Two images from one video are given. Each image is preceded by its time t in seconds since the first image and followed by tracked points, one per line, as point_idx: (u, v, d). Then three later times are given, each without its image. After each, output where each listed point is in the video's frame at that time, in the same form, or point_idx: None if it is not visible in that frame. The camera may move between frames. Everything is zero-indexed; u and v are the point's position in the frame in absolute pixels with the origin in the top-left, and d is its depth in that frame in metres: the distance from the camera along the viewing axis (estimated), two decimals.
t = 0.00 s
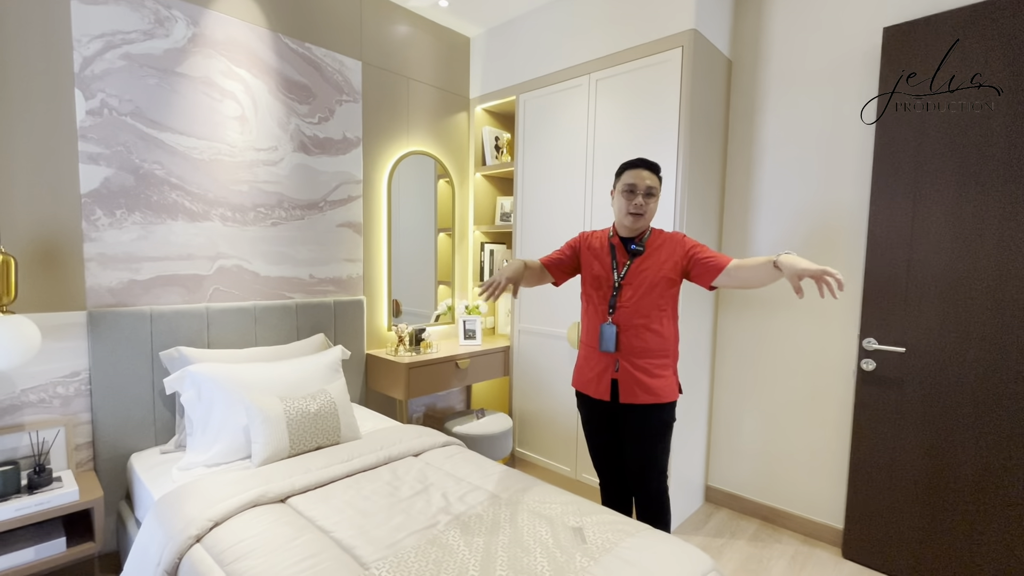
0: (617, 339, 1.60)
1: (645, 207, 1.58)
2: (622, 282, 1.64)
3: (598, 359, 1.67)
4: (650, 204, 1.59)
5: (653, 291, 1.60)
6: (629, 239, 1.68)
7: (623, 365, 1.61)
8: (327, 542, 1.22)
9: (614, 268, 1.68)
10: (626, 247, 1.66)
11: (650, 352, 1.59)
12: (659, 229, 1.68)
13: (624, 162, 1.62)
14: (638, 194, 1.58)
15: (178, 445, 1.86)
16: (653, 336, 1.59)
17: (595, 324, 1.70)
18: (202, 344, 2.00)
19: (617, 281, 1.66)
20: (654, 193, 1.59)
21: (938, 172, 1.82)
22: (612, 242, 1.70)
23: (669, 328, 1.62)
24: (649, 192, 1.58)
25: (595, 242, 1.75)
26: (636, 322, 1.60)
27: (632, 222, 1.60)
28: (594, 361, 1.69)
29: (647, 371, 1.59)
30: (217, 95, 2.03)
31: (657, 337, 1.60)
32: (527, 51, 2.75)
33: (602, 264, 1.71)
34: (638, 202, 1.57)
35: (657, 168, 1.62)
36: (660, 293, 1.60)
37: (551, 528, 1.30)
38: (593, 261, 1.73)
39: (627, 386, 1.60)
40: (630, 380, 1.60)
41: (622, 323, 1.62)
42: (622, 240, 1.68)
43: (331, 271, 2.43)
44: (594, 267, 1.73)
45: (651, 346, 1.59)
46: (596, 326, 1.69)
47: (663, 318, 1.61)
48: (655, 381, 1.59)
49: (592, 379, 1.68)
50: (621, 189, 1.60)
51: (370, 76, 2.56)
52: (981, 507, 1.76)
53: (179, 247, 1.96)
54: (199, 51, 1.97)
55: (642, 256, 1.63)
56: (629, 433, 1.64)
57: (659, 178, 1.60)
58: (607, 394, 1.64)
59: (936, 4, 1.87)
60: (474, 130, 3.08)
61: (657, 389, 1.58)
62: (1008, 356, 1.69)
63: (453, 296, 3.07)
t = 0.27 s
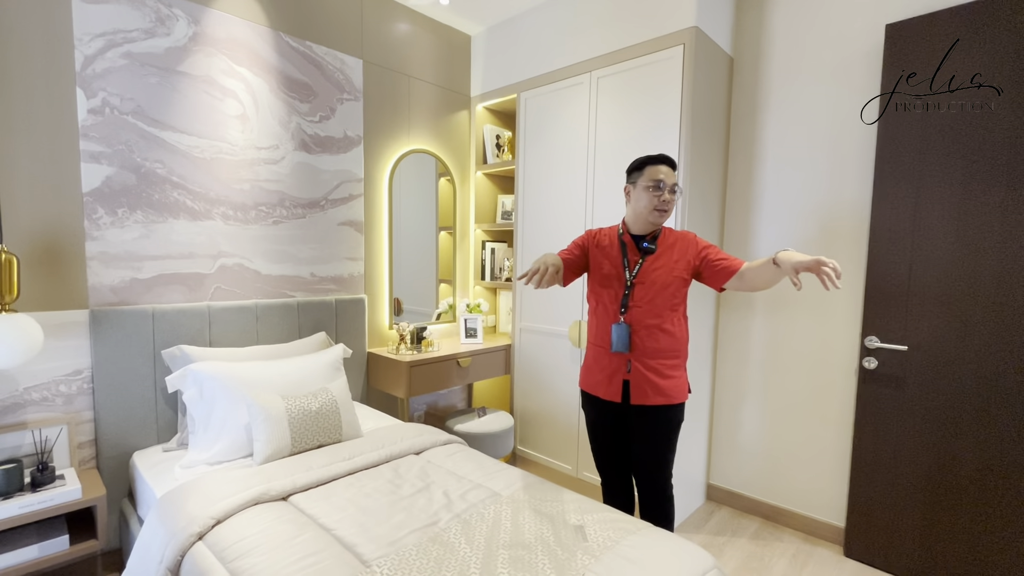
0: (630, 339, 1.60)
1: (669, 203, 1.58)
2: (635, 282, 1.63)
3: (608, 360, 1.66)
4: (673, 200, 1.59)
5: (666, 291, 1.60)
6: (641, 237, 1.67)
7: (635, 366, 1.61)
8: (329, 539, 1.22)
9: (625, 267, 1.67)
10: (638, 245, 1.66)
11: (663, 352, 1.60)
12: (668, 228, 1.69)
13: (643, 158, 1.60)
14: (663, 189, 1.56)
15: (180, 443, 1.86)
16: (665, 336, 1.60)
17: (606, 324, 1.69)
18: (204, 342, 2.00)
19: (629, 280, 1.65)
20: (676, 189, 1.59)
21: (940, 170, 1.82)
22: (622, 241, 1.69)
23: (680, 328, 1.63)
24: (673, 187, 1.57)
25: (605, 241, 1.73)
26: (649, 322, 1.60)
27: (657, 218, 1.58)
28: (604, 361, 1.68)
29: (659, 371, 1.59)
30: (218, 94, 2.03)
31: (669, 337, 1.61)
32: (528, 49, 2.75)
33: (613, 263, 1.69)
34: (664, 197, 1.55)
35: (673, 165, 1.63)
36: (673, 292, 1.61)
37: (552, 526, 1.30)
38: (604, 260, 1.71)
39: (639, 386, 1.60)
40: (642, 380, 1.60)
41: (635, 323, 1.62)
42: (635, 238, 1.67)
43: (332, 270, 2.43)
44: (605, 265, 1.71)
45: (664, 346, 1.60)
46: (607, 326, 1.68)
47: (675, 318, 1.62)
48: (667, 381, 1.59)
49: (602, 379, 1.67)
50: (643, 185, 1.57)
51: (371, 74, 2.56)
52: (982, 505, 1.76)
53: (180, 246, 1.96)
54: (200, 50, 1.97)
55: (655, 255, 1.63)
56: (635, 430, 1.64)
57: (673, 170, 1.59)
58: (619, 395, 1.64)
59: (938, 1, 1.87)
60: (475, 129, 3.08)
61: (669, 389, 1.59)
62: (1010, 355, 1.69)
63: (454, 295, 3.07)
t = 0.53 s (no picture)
0: (647, 340, 1.59)
1: (683, 200, 1.57)
2: (650, 281, 1.62)
3: (622, 362, 1.64)
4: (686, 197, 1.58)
5: (680, 291, 1.63)
6: (653, 236, 1.66)
7: (650, 367, 1.61)
8: (330, 538, 1.23)
9: (639, 267, 1.65)
10: (651, 245, 1.65)
11: (678, 351, 1.62)
12: (676, 228, 1.71)
13: (654, 156, 1.59)
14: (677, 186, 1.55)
15: (182, 442, 1.87)
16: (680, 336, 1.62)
17: (620, 325, 1.66)
18: (205, 342, 2.00)
19: (644, 280, 1.63)
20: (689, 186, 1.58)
21: (941, 168, 1.82)
22: (635, 240, 1.67)
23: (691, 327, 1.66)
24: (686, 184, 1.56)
25: (617, 241, 1.70)
26: (666, 322, 1.61)
27: (672, 216, 1.57)
28: (617, 363, 1.65)
29: (674, 370, 1.61)
30: (218, 93, 2.03)
31: (683, 337, 1.63)
32: (528, 47, 2.75)
33: (627, 263, 1.67)
34: (679, 195, 1.55)
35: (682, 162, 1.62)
36: (687, 293, 1.64)
37: (552, 524, 1.30)
38: (617, 260, 1.68)
39: (655, 387, 1.60)
40: (658, 381, 1.60)
41: (652, 324, 1.61)
42: (646, 237, 1.66)
43: (333, 269, 2.43)
44: (619, 265, 1.68)
45: (679, 345, 1.61)
46: (620, 327, 1.66)
47: (688, 317, 1.65)
48: (681, 380, 1.62)
49: (616, 382, 1.65)
50: (656, 183, 1.55)
51: (371, 73, 2.55)
52: (982, 505, 1.76)
53: (181, 245, 1.96)
54: (200, 49, 1.97)
55: (667, 254, 1.64)
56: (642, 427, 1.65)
57: (683, 167, 1.59)
58: (634, 397, 1.62)
59: None
60: (475, 127, 3.08)
61: (683, 388, 1.61)
62: (1010, 353, 1.69)
63: (455, 294, 3.08)
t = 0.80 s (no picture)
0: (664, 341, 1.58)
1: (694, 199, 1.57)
2: (664, 281, 1.61)
3: (636, 364, 1.61)
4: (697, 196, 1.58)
5: (691, 290, 1.64)
6: (663, 236, 1.65)
7: (664, 367, 1.60)
8: (330, 538, 1.23)
9: (652, 266, 1.63)
10: (662, 244, 1.63)
11: (690, 351, 1.63)
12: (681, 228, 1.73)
13: (663, 155, 1.57)
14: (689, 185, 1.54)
15: (181, 441, 1.87)
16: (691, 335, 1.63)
17: (633, 325, 1.61)
18: (204, 341, 2.00)
19: (657, 280, 1.61)
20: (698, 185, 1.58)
21: (940, 167, 1.82)
22: (645, 239, 1.64)
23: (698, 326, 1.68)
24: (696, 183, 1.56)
25: (627, 240, 1.67)
26: (679, 322, 1.61)
27: (684, 216, 1.56)
28: (630, 365, 1.62)
29: (686, 369, 1.62)
30: (217, 92, 2.02)
31: (694, 336, 1.64)
32: (527, 46, 2.74)
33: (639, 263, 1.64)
34: (691, 194, 1.54)
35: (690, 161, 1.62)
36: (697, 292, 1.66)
37: (552, 523, 1.30)
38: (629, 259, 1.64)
39: (669, 387, 1.59)
40: (672, 381, 1.60)
41: (667, 324, 1.60)
42: (657, 237, 1.65)
43: (332, 268, 2.43)
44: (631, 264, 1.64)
45: (691, 345, 1.62)
46: (633, 328, 1.62)
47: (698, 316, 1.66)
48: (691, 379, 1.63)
49: (629, 384, 1.62)
50: (668, 182, 1.54)
51: (370, 72, 2.55)
52: (981, 503, 1.76)
53: (179, 244, 1.96)
54: (198, 48, 1.97)
55: (677, 254, 1.64)
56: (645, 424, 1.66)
57: (693, 166, 1.58)
58: (648, 398, 1.60)
59: None
60: (474, 126, 3.07)
61: (694, 387, 1.62)
62: (1009, 352, 1.70)
63: (454, 293, 3.08)
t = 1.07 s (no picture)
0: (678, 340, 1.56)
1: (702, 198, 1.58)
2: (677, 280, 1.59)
3: (651, 365, 1.58)
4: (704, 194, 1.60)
5: (700, 289, 1.64)
6: (671, 235, 1.66)
7: (678, 367, 1.59)
8: (330, 537, 1.23)
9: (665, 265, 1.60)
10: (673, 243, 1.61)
11: (699, 349, 1.63)
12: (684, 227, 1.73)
13: (670, 155, 1.57)
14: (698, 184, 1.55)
15: (180, 441, 1.87)
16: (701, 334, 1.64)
17: (647, 326, 1.58)
18: (202, 341, 2.00)
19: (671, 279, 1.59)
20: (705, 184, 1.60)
21: (938, 167, 1.82)
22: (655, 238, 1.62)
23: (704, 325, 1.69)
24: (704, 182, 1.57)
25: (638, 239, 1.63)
26: (691, 321, 1.61)
27: (695, 215, 1.57)
28: (645, 367, 1.59)
29: (696, 368, 1.63)
30: (215, 90, 2.02)
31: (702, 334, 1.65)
32: (526, 45, 2.74)
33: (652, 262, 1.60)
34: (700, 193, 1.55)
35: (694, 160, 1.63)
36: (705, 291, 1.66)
37: (552, 522, 1.31)
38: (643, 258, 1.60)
39: (682, 387, 1.59)
40: (685, 380, 1.60)
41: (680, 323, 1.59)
42: (667, 236, 1.65)
43: (331, 267, 2.43)
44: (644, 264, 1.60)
45: (700, 344, 1.63)
46: (647, 329, 1.58)
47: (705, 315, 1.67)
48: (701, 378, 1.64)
49: (644, 386, 1.59)
50: (679, 182, 1.53)
51: (368, 71, 2.55)
52: (978, 500, 1.77)
53: (178, 243, 1.96)
54: (196, 47, 1.96)
55: (686, 253, 1.64)
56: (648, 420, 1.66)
57: (700, 164, 1.59)
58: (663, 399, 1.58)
59: None
60: (473, 125, 3.07)
61: (703, 385, 1.64)
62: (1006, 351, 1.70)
63: (453, 292, 3.08)
